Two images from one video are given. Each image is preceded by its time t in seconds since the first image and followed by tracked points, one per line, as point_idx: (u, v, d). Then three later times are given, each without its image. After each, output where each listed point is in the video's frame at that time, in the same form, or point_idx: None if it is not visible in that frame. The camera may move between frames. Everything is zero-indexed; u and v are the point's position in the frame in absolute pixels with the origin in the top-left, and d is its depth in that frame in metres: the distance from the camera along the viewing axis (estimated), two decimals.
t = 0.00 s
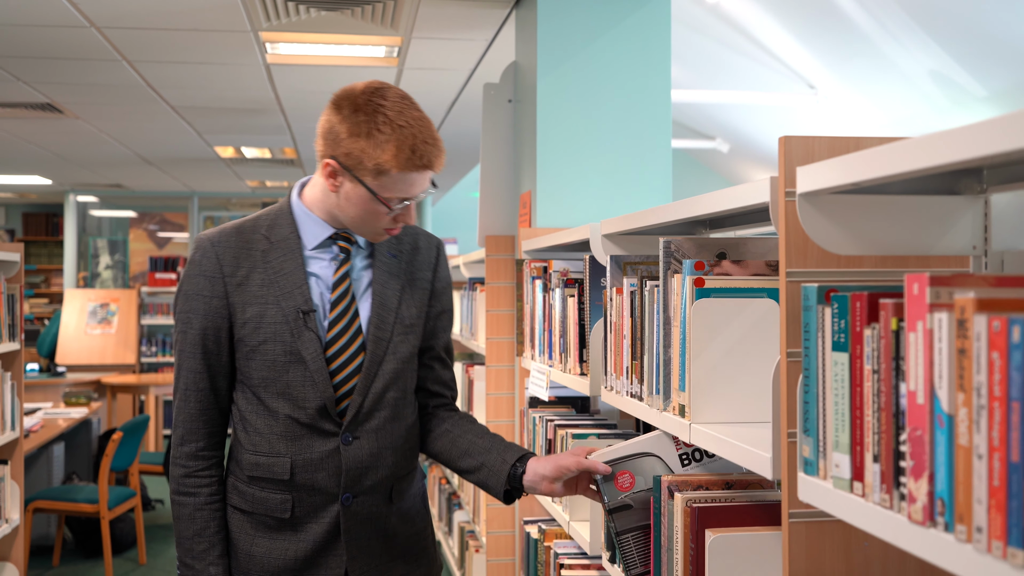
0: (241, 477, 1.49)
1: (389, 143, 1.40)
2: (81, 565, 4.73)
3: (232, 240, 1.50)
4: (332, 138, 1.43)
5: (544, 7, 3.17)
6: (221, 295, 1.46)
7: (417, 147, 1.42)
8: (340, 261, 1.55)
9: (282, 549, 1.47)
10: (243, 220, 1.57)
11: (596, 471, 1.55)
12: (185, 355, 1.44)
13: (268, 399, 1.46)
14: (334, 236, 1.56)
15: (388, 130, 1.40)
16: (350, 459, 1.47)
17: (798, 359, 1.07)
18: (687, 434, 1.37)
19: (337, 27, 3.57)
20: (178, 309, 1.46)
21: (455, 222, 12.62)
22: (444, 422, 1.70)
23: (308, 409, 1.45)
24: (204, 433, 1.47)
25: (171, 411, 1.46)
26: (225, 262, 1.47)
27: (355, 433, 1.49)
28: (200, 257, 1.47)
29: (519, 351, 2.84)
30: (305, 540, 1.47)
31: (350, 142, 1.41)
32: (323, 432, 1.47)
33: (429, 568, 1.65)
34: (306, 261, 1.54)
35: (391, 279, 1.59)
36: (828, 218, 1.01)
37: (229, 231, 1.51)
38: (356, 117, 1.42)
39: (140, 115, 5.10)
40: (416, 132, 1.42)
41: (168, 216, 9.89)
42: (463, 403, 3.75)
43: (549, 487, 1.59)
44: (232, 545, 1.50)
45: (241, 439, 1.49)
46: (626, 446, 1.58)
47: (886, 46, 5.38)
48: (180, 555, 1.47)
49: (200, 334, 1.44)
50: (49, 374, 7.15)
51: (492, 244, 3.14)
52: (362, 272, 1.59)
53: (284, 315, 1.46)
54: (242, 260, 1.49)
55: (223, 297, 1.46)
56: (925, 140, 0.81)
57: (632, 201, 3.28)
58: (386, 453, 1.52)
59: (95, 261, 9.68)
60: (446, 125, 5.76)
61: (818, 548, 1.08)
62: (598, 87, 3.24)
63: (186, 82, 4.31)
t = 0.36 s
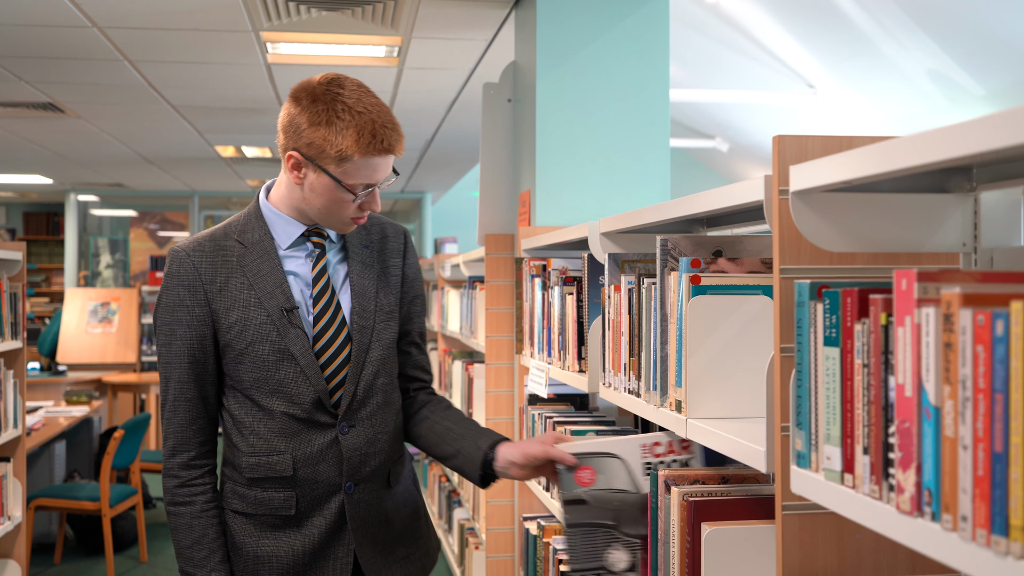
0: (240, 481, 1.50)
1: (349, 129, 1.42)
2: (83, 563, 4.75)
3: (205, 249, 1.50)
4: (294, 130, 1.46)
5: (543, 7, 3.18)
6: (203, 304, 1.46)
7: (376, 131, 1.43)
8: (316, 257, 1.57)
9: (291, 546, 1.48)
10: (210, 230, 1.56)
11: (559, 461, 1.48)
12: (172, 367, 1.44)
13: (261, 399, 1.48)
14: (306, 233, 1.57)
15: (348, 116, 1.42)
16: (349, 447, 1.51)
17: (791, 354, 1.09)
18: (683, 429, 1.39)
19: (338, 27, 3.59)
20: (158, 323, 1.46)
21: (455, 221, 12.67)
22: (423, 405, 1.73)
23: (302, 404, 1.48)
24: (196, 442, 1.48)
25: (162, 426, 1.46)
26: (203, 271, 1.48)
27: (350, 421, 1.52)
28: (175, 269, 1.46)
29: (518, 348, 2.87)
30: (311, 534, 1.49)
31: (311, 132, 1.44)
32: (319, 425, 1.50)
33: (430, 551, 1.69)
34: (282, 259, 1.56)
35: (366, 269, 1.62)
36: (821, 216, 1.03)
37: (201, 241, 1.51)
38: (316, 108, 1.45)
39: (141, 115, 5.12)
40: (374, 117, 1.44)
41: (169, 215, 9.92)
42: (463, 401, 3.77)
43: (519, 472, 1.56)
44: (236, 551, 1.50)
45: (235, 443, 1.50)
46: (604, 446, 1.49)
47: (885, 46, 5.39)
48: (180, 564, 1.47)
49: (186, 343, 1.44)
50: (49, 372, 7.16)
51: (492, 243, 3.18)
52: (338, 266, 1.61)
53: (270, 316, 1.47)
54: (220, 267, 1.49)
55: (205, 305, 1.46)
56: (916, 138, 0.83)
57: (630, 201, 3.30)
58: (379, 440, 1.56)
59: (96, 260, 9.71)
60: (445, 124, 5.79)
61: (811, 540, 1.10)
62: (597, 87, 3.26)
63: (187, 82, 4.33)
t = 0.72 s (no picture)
0: (248, 481, 1.49)
1: (358, 125, 1.44)
2: (83, 562, 4.76)
3: (206, 252, 1.49)
4: (301, 126, 1.47)
5: (542, 8, 3.19)
6: (209, 306, 1.45)
7: (383, 127, 1.47)
8: (319, 257, 1.57)
9: (303, 541, 1.49)
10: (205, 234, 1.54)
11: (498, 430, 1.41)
12: (179, 371, 1.42)
13: (271, 398, 1.48)
14: (309, 233, 1.57)
15: (357, 113, 1.45)
16: (359, 439, 1.54)
17: (786, 354, 1.10)
18: (680, 429, 1.41)
19: (338, 28, 3.60)
20: (160, 328, 1.43)
21: (454, 221, 12.70)
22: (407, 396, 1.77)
23: (314, 401, 1.49)
24: (200, 443, 1.46)
25: (166, 429, 1.44)
26: (207, 273, 1.46)
27: (357, 416, 1.54)
28: (177, 273, 1.44)
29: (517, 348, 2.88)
30: (322, 528, 1.50)
31: (319, 128, 1.45)
32: (330, 420, 1.52)
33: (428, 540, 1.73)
34: (286, 261, 1.56)
35: (368, 266, 1.65)
36: (815, 219, 1.04)
37: (200, 244, 1.49)
38: (324, 104, 1.47)
39: (141, 115, 5.13)
40: (381, 115, 1.47)
41: (169, 214, 9.94)
42: (463, 402, 3.78)
43: (463, 438, 1.61)
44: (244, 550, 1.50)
45: (241, 443, 1.50)
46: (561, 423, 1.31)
47: (885, 46, 5.40)
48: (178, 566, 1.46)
49: (192, 346, 1.43)
50: (49, 372, 7.18)
51: (491, 244, 3.21)
52: (341, 265, 1.63)
53: (277, 316, 1.48)
54: (223, 270, 1.48)
55: (211, 308, 1.46)
56: (910, 141, 0.83)
57: (629, 202, 3.32)
58: (382, 432, 1.60)
59: (96, 260, 9.73)
60: (445, 124, 5.81)
61: (805, 537, 1.11)
62: (596, 88, 3.27)
63: (187, 83, 4.34)
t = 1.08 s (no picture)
0: (250, 468, 1.50)
1: (363, 113, 1.48)
2: (85, 560, 4.77)
3: (223, 241, 1.53)
4: (314, 111, 1.52)
5: (543, 8, 3.20)
6: (222, 291, 1.48)
7: (388, 120, 1.49)
8: (330, 252, 1.59)
9: (299, 533, 1.49)
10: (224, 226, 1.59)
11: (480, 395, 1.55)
12: (189, 351, 1.44)
13: (276, 385, 1.50)
14: (323, 229, 1.61)
15: (365, 102, 1.49)
16: (361, 435, 1.53)
17: (787, 352, 1.11)
18: (681, 426, 1.41)
19: (339, 28, 3.61)
20: (175, 310, 1.46)
21: (455, 220, 12.70)
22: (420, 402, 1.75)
23: (318, 390, 1.50)
24: (207, 427, 1.46)
25: (174, 409, 1.45)
26: (222, 261, 1.50)
27: (362, 411, 1.54)
28: (195, 258, 1.48)
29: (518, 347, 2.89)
30: (320, 521, 1.50)
31: (327, 112, 1.50)
32: (334, 412, 1.52)
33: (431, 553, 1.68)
34: (299, 254, 1.59)
35: (379, 268, 1.65)
36: (817, 217, 1.05)
37: (218, 233, 1.53)
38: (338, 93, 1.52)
39: (142, 115, 5.14)
40: (389, 110, 1.50)
41: (170, 214, 9.95)
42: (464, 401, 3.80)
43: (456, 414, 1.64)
44: (243, 539, 1.49)
45: (246, 430, 1.50)
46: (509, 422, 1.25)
47: (885, 46, 5.40)
48: (186, 549, 1.46)
49: (204, 329, 1.45)
50: (50, 371, 7.18)
51: (493, 243, 3.21)
52: (353, 263, 1.65)
53: (287, 304, 1.50)
54: (238, 258, 1.52)
55: (224, 293, 1.48)
56: (910, 140, 0.84)
57: (629, 202, 3.32)
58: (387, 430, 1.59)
59: (96, 259, 9.74)
60: (445, 124, 5.82)
61: (806, 533, 1.12)
62: (597, 88, 3.27)
63: (188, 82, 4.35)
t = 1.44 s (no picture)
0: (253, 458, 1.50)
1: (352, 101, 1.48)
2: (85, 560, 4.77)
3: (237, 236, 1.56)
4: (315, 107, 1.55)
5: (543, 8, 3.21)
6: (229, 284, 1.51)
7: (376, 105, 1.47)
8: (340, 246, 1.58)
9: (298, 526, 1.48)
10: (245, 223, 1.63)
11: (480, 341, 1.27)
12: (197, 341, 1.47)
13: (277, 376, 1.49)
14: (334, 223, 1.60)
15: (355, 91, 1.49)
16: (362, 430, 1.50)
17: (789, 351, 1.11)
18: (683, 425, 1.41)
19: (339, 27, 3.61)
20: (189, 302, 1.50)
21: (455, 220, 12.70)
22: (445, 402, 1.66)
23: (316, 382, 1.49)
24: (214, 415, 1.49)
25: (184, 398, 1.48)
26: (232, 254, 1.53)
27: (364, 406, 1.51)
28: (208, 252, 1.53)
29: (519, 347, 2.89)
30: (319, 514, 1.49)
31: (323, 104, 1.51)
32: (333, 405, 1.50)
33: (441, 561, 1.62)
34: (309, 248, 1.59)
35: (392, 266, 1.62)
36: (819, 215, 1.05)
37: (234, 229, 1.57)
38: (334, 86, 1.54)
39: (142, 114, 5.14)
40: (378, 96, 1.49)
41: (170, 214, 9.96)
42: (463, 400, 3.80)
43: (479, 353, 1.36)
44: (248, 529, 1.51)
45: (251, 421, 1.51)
46: (409, 306, 1.13)
47: (886, 46, 5.40)
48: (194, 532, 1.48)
49: (210, 320, 1.48)
50: (51, 370, 7.17)
51: (495, 242, 3.19)
52: (364, 259, 1.62)
53: (289, 296, 1.51)
54: (247, 252, 1.54)
55: (231, 286, 1.51)
56: (911, 138, 0.84)
57: (630, 202, 3.32)
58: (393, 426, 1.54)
59: (97, 259, 9.75)
60: (446, 124, 5.83)
61: (808, 532, 1.12)
62: (598, 87, 3.27)
63: (188, 82, 4.35)
